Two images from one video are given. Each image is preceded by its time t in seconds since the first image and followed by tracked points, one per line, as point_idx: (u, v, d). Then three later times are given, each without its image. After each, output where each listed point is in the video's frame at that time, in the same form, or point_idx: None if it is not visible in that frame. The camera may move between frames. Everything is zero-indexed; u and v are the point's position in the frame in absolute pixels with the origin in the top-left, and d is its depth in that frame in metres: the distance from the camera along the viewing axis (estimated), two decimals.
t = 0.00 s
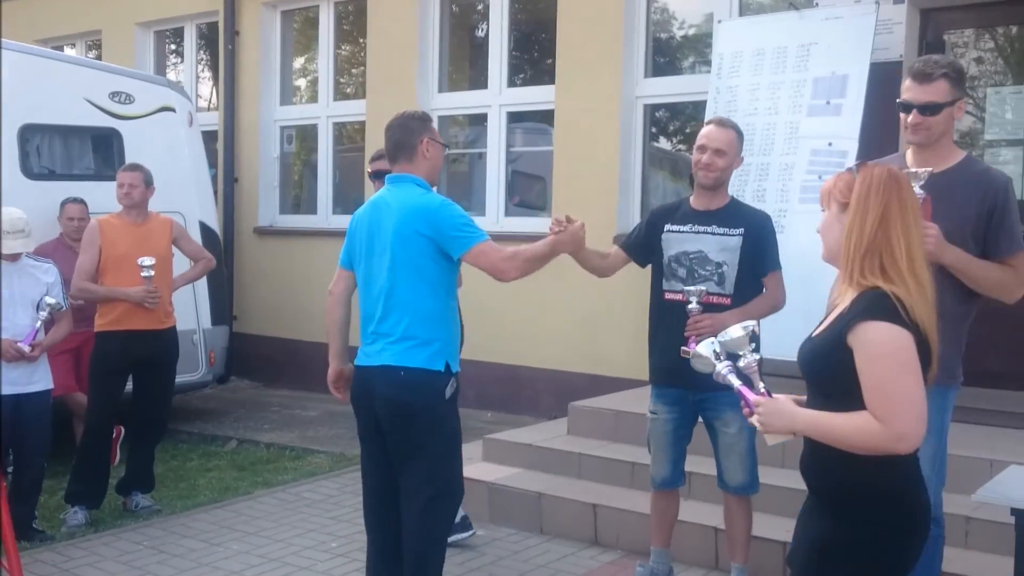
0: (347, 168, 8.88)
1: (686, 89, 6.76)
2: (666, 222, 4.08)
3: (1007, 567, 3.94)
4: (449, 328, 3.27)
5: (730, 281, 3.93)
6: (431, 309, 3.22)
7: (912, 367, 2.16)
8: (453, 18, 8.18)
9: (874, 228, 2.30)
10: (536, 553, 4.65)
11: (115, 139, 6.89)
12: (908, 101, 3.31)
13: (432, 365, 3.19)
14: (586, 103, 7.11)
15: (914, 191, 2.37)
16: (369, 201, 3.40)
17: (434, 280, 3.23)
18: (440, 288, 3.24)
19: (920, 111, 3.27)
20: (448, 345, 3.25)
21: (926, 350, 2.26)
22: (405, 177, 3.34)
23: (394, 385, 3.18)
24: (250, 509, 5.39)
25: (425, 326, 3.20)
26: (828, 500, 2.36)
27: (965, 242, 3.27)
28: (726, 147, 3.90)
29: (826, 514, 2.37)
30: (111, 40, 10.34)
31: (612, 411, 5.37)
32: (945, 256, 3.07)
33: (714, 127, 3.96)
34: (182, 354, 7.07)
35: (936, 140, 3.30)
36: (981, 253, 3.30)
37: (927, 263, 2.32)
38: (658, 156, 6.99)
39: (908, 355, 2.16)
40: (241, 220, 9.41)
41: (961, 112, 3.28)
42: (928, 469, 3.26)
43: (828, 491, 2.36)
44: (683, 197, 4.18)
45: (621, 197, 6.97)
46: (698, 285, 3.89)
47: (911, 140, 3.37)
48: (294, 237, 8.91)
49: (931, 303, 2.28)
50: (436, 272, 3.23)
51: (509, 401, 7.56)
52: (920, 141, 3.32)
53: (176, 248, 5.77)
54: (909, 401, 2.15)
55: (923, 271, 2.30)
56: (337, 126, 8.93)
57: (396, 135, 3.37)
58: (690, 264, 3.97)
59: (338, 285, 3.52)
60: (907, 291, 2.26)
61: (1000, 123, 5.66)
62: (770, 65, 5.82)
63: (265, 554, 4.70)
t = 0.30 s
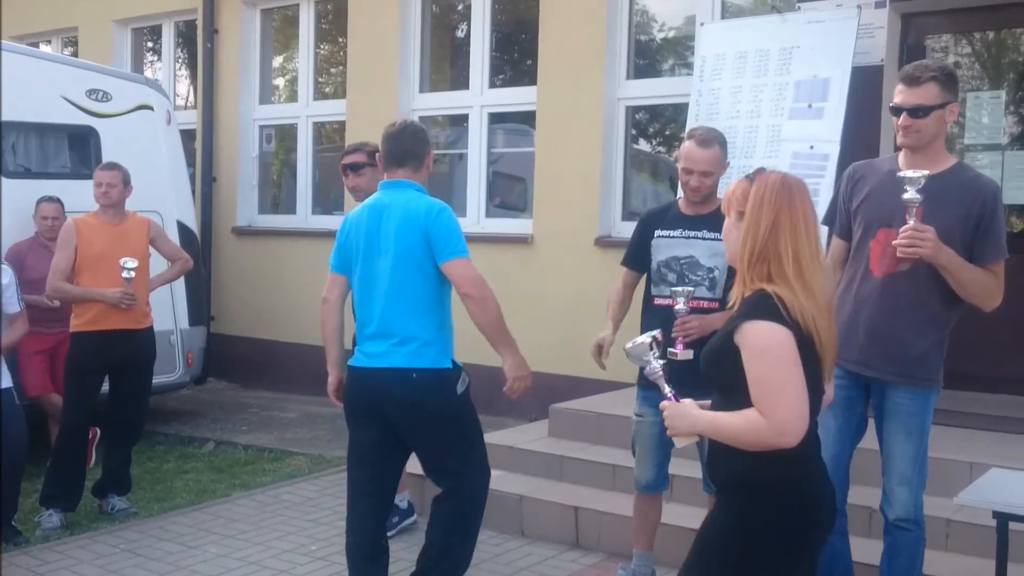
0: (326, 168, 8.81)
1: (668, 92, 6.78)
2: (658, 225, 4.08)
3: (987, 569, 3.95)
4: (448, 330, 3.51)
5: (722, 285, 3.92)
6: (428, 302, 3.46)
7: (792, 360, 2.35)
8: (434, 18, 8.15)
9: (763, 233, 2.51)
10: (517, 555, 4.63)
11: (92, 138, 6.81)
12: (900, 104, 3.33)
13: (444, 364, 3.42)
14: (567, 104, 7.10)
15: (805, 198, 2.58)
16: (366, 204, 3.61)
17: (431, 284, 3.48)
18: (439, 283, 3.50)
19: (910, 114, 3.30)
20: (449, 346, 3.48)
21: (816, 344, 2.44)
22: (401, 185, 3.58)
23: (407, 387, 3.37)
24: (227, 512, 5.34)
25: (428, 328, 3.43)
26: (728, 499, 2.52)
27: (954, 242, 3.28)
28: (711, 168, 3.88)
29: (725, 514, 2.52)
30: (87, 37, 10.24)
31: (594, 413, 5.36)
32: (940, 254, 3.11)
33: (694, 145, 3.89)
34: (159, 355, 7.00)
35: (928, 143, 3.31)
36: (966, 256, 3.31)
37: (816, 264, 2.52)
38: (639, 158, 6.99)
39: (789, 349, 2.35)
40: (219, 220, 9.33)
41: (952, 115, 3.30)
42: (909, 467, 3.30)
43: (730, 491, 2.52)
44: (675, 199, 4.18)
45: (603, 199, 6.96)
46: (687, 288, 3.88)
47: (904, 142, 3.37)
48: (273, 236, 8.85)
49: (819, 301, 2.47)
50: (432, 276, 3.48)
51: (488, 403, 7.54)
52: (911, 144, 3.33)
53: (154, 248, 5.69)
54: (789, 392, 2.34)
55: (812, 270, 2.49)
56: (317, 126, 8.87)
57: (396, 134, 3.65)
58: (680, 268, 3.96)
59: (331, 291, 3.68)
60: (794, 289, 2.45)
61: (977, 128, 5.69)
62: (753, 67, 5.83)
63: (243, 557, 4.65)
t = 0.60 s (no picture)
0: (316, 167, 8.78)
1: (658, 92, 6.77)
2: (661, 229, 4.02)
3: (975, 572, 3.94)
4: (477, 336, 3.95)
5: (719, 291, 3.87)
6: (470, 310, 3.87)
7: (647, 360, 2.38)
8: (424, 17, 8.13)
9: (645, 237, 2.51)
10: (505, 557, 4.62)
11: (79, 135, 6.75)
12: (863, 108, 3.35)
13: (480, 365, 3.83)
14: (558, 104, 7.09)
15: (700, 205, 2.56)
16: (411, 207, 3.88)
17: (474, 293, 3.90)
18: (473, 292, 3.89)
19: (874, 116, 3.31)
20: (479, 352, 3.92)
21: (681, 350, 2.42)
22: (448, 196, 3.92)
23: (458, 387, 3.76)
24: (214, 512, 5.31)
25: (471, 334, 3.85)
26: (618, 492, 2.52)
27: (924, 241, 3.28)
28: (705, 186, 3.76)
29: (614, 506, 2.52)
30: (76, 34, 10.19)
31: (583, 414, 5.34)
32: (910, 252, 3.10)
33: (685, 163, 3.79)
34: (146, 354, 6.96)
35: (895, 143, 3.33)
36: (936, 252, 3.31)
37: (698, 271, 2.48)
38: (630, 158, 6.99)
39: (643, 349, 2.38)
40: (207, 219, 9.29)
41: (916, 114, 3.29)
42: (893, 468, 3.28)
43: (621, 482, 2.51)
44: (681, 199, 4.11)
45: (593, 199, 6.95)
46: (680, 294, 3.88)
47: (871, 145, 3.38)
48: (261, 236, 8.81)
49: (690, 307, 2.44)
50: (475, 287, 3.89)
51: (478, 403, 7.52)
52: (878, 146, 3.34)
53: (140, 248, 5.64)
54: (641, 391, 2.37)
55: (689, 276, 2.46)
56: (306, 125, 8.84)
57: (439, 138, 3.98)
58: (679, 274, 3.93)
59: (360, 288, 3.89)
60: (662, 294, 2.44)
61: (967, 130, 5.69)
62: (743, 68, 5.82)
63: (229, 558, 4.62)
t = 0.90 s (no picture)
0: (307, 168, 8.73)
1: (651, 94, 6.73)
2: (665, 232, 3.98)
3: None
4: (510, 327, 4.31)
5: (717, 299, 3.82)
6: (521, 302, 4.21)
7: (527, 346, 2.48)
8: (416, 18, 8.09)
9: (542, 233, 2.64)
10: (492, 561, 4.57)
11: (67, 133, 6.69)
12: (829, 121, 3.31)
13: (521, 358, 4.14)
14: (550, 105, 7.05)
15: (598, 200, 2.66)
16: (483, 202, 4.09)
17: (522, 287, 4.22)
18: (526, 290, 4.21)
19: (844, 126, 3.28)
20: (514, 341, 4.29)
21: (566, 337, 2.50)
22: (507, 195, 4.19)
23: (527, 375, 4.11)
24: (199, 515, 5.26)
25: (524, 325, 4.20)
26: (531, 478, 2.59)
27: (891, 240, 3.27)
28: (699, 195, 3.72)
29: (528, 493, 2.60)
30: (66, 33, 10.13)
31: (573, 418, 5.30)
32: (878, 255, 3.11)
33: (676, 173, 3.73)
34: (133, 355, 6.90)
35: (864, 150, 3.32)
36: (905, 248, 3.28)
37: (588, 263, 2.57)
38: (621, 161, 6.95)
39: (525, 335, 2.49)
40: (197, 219, 9.23)
41: (878, 117, 3.30)
42: (878, 474, 3.25)
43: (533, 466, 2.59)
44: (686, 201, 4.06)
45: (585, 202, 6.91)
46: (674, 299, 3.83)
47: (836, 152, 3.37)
48: (252, 236, 8.76)
49: (576, 296, 2.52)
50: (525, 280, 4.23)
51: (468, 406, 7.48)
52: (847, 154, 3.33)
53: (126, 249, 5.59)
54: (518, 376, 2.47)
55: (578, 266, 2.55)
56: (297, 125, 8.79)
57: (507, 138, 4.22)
58: (680, 279, 3.89)
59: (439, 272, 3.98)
60: (549, 284, 2.54)
61: (960, 134, 5.67)
62: (736, 71, 5.79)
63: (214, 561, 4.57)
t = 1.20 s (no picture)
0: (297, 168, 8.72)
1: (641, 96, 6.74)
2: (651, 236, 4.00)
3: None
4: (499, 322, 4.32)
5: (701, 298, 3.82)
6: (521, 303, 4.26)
7: (452, 347, 2.61)
8: (406, 19, 8.09)
9: (464, 238, 2.75)
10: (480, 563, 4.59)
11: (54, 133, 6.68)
12: (795, 134, 3.34)
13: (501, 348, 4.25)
14: (539, 107, 7.06)
15: (520, 207, 2.77)
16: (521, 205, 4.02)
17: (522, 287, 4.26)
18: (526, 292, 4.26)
19: (811, 139, 3.31)
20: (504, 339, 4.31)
21: (487, 339, 2.64)
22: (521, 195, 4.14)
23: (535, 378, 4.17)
24: (187, 516, 5.25)
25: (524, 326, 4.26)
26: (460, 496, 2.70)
27: (868, 243, 3.29)
28: (677, 194, 3.74)
29: (459, 505, 2.70)
30: (55, 33, 10.10)
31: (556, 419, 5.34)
32: (859, 261, 3.14)
33: (654, 172, 3.75)
34: (122, 355, 6.88)
35: (833, 157, 3.35)
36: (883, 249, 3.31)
37: (509, 269, 2.69)
38: (611, 162, 6.97)
39: (449, 337, 2.61)
40: (186, 219, 9.22)
41: (843, 122, 3.32)
42: (870, 473, 3.26)
43: (458, 485, 2.70)
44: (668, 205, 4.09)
45: (574, 204, 6.93)
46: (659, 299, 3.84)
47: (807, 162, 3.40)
48: (241, 237, 8.76)
49: (496, 300, 2.65)
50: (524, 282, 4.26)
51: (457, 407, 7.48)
52: (818, 164, 3.36)
53: (114, 249, 5.58)
54: (442, 374, 2.60)
55: (499, 272, 2.68)
56: (287, 125, 8.79)
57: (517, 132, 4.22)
58: (666, 280, 3.90)
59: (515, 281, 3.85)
60: (471, 287, 2.67)
61: (949, 137, 5.70)
62: (724, 74, 5.80)
63: (201, 563, 4.57)
